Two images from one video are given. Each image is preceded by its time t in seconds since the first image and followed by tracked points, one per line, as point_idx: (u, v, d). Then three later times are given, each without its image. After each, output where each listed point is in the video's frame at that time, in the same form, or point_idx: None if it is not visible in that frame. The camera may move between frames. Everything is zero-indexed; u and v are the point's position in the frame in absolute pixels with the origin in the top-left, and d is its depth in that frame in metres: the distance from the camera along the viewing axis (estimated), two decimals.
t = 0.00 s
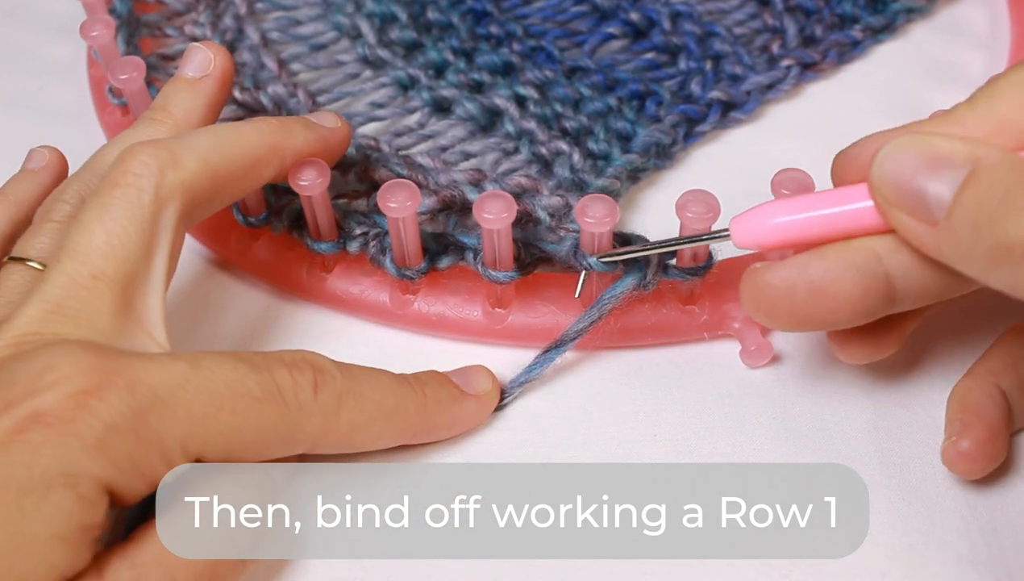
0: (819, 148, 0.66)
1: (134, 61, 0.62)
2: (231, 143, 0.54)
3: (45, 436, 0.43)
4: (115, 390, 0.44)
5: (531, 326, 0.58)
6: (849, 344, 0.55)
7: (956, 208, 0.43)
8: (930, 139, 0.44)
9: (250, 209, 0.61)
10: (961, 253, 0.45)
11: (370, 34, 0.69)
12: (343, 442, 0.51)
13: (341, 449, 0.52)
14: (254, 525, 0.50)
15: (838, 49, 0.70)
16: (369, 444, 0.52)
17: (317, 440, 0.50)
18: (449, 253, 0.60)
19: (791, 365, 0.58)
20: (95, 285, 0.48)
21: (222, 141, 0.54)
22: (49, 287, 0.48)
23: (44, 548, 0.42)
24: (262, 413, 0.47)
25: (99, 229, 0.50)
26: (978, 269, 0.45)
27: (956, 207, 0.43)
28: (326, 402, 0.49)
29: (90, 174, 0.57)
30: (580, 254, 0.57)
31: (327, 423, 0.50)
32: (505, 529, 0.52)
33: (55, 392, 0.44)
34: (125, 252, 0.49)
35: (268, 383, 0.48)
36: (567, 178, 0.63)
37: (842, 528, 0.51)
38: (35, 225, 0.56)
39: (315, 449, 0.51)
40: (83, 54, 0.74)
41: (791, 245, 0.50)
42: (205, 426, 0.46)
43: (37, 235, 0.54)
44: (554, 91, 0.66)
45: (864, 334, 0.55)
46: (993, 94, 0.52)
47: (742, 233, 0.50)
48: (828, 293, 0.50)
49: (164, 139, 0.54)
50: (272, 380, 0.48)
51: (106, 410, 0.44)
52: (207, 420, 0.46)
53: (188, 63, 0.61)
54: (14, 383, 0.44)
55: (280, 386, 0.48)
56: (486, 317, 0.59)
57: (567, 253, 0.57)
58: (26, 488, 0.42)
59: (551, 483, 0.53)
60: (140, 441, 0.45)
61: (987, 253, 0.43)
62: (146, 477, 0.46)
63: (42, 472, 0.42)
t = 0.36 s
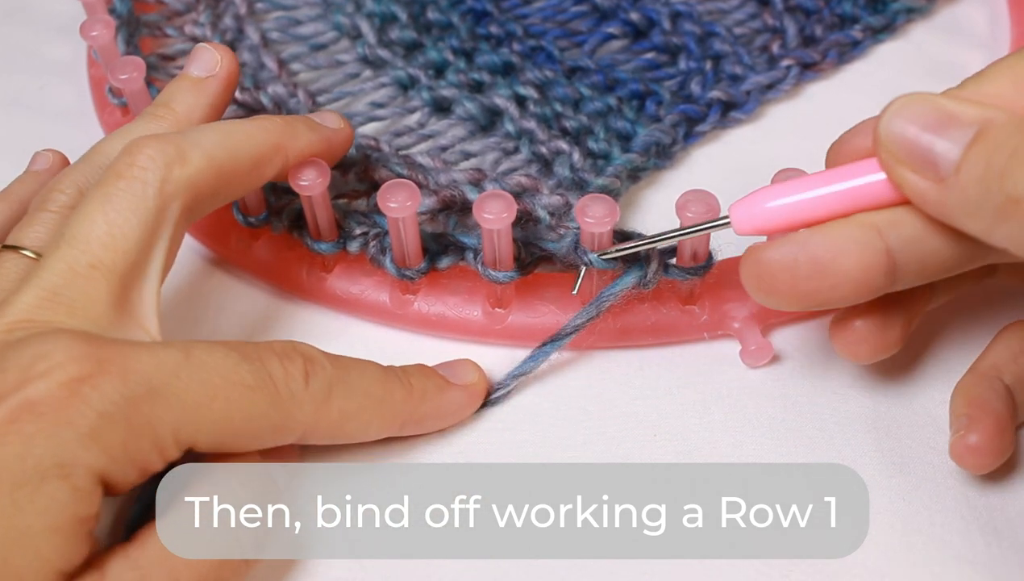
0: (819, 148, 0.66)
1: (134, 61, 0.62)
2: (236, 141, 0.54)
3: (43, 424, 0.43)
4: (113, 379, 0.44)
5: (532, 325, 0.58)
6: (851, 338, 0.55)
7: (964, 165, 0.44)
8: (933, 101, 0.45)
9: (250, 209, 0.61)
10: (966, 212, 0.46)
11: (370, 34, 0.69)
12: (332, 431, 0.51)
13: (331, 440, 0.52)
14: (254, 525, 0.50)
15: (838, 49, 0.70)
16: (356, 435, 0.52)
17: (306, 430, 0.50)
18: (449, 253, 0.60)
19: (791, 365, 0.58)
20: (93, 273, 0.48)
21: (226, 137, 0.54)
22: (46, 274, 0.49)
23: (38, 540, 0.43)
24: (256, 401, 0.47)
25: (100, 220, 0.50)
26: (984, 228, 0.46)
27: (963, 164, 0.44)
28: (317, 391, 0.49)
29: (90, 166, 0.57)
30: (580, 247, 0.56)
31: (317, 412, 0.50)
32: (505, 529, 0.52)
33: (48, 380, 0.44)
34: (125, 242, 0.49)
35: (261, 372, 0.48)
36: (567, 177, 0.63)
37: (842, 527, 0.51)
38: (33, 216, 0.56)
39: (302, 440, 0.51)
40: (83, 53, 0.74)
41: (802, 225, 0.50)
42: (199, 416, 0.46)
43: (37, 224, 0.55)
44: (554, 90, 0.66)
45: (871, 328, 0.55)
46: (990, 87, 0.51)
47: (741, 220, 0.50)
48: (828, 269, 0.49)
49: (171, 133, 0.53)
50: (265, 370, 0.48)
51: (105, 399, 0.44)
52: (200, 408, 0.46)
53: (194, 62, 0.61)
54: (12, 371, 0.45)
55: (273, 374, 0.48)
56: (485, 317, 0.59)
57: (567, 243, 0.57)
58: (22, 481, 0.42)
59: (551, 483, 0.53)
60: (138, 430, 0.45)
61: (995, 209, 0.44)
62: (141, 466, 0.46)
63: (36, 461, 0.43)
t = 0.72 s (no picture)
0: (819, 148, 0.66)
1: (134, 61, 0.62)
2: (247, 122, 0.54)
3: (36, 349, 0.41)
4: (103, 294, 0.43)
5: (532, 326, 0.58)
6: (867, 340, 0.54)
7: (969, 166, 0.44)
8: (933, 101, 0.45)
9: (250, 208, 0.61)
10: (968, 212, 0.46)
11: (370, 34, 0.69)
12: (286, 354, 0.52)
13: (282, 364, 0.53)
14: (254, 525, 0.52)
15: (838, 49, 0.70)
16: (311, 357, 0.53)
17: (270, 346, 0.51)
18: (449, 254, 0.60)
19: (791, 364, 0.58)
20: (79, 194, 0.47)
21: (239, 114, 0.54)
22: (30, 198, 0.47)
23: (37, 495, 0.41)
24: (231, 304, 0.48)
25: (98, 154, 0.48)
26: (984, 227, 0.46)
27: (967, 164, 0.44)
28: (279, 305, 0.51)
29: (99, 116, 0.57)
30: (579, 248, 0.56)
31: (282, 327, 0.51)
32: (505, 529, 0.52)
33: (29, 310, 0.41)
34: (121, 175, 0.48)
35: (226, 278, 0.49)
36: (567, 178, 0.63)
37: (842, 527, 0.52)
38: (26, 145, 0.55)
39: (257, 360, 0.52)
40: (83, 54, 0.74)
41: (804, 226, 0.50)
42: (177, 329, 0.45)
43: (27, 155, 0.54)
44: (554, 91, 0.66)
45: (891, 331, 0.54)
46: (988, 89, 0.51)
47: (742, 221, 0.50)
48: (834, 272, 0.50)
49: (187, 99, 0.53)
50: (232, 278, 0.49)
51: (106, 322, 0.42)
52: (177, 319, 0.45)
53: (224, 71, 0.61)
54: None
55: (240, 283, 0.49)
56: (485, 317, 0.59)
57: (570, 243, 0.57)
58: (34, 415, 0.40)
59: (551, 483, 0.53)
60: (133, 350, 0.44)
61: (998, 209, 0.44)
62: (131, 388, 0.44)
63: (40, 405, 0.41)
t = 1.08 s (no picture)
0: (819, 148, 0.66)
1: (134, 61, 0.62)
2: (243, 118, 0.55)
3: (42, 335, 0.41)
4: (90, 272, 0.42)
5: (532, 327, 0.58)
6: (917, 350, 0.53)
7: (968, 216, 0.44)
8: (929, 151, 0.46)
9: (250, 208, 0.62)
10: (976, 263, 0.45)
11: (370, 34, 0.69)
12: (264, 210, 0.50)
13: (263, 220, 0.51)
14: (254, 525, 0.52)
15: (838, 49, 0.70)
16: (278, 210, 0.51)
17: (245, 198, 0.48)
18: (449, 254, 0.60)
19: (790, 364, 0.58)
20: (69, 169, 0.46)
21: (235, 110, 0.55)
22: (28, 184, 0.46)
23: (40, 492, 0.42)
24: (190, 192, 0.44)
25: (90, 140, 0.48)
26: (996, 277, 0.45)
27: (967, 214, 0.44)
28: (238, 152, 0.47)
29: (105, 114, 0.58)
30: (577, 257, 0.57)
31: (251, 193, 0.48)
32: (505, 529, 0.52)
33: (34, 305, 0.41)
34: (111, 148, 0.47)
35: (176, 158, 0.45)
36: (566, 178, 0.63)
37: (842, 527, 0.52)
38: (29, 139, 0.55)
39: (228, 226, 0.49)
40: (83, 54, 0.74)
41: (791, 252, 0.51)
42: (158, 251, 0.43)
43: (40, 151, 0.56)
44: (553, 91, 0.66)
45: (936, 338, 0.52)
46: (988, 100, 0.54)
47: (741, 241, 0.51)
48: (864, 298, 0.51)
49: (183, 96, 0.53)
50: (181, 154, 0.45)
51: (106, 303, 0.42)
52: (147, 238, 0.43)
53: (227, 64, 0.61)
54: None
55: (190, 158, 0.45)
56: (485, 318, 0.58)
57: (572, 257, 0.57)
58: (37, 415, 0.41)
59: (552, 483, 0.53)
60: (133, 331, 0.43)
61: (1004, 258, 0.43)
62: (128, 377, 0.44)
63: (49, 407, 0.41)
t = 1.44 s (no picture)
0: (819, 148, 0.66)
1: (134, 61, 0.62)
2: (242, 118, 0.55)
3: (33, 335, 0.41)
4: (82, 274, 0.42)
5: (532, 328, 0.58)
6: (922, 378, 0.53)
7: (967, 289, 0.43)
8: (925, 220, 0.45)
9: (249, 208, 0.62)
10: (980, 333, 0.45)
11: (370, 34, 0.69)
12: (259, 209, 0.50)
13: (259, 220, 0.51)
14: (254, 525, 0.52)
15: (838, 49, 0.70)
16: (273, 209, 0.51)
17: (240, 197, 0.48)
18: (449, 254, 0.60)
19: (789, 363, 0.58)
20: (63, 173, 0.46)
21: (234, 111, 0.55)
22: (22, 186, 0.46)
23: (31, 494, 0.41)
24: (181, 193, 0.45)
25: (85, 142, 0.48)
26: (1001, 344, 0.45)
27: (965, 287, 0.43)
28: (229, 152, 0.47)
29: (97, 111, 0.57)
30: (576, 264, 0.57)
31: (245, 193, 0.48)
32: (505, 529, 0.52)
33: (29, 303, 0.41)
34: (105, 152, 0.47)
35: (166, 160, 0.45)
36: (566, 179, 0.63)
37: (842, 527, 0.52)
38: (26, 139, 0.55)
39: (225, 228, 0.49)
40: (83, 54, 0.74)
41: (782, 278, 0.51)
42: (149, 252, 0.43)
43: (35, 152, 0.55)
44: (553, 91, 0.66)
45: (940, 367, 0.52)
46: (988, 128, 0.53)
47: (739, 265, 0.51)
48: (864, 320, 0.54)
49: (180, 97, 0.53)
50: (173, 155, 0.45)
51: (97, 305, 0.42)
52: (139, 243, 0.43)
53: (228, 64, 0.61)
54: None
55: (181, 160, 0.46)
56: (485, 319, 0.58)
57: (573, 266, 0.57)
58: (27, 415, 0.41)
59: (552, 483, 0.53)
60: (125, 331, 0.43)
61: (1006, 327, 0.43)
62: (121, 378, 0.44)
63: (40, 406, 0.41)
